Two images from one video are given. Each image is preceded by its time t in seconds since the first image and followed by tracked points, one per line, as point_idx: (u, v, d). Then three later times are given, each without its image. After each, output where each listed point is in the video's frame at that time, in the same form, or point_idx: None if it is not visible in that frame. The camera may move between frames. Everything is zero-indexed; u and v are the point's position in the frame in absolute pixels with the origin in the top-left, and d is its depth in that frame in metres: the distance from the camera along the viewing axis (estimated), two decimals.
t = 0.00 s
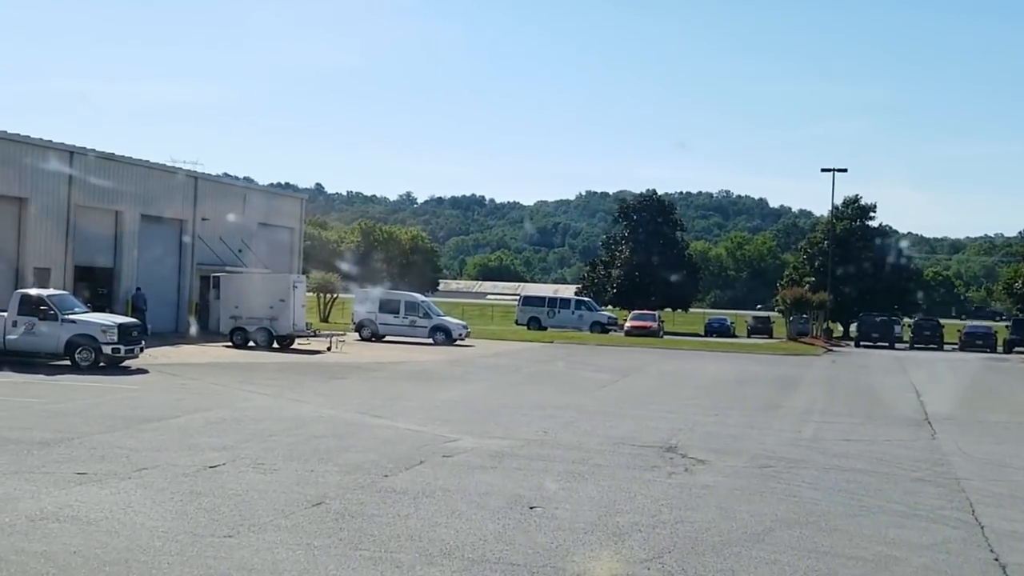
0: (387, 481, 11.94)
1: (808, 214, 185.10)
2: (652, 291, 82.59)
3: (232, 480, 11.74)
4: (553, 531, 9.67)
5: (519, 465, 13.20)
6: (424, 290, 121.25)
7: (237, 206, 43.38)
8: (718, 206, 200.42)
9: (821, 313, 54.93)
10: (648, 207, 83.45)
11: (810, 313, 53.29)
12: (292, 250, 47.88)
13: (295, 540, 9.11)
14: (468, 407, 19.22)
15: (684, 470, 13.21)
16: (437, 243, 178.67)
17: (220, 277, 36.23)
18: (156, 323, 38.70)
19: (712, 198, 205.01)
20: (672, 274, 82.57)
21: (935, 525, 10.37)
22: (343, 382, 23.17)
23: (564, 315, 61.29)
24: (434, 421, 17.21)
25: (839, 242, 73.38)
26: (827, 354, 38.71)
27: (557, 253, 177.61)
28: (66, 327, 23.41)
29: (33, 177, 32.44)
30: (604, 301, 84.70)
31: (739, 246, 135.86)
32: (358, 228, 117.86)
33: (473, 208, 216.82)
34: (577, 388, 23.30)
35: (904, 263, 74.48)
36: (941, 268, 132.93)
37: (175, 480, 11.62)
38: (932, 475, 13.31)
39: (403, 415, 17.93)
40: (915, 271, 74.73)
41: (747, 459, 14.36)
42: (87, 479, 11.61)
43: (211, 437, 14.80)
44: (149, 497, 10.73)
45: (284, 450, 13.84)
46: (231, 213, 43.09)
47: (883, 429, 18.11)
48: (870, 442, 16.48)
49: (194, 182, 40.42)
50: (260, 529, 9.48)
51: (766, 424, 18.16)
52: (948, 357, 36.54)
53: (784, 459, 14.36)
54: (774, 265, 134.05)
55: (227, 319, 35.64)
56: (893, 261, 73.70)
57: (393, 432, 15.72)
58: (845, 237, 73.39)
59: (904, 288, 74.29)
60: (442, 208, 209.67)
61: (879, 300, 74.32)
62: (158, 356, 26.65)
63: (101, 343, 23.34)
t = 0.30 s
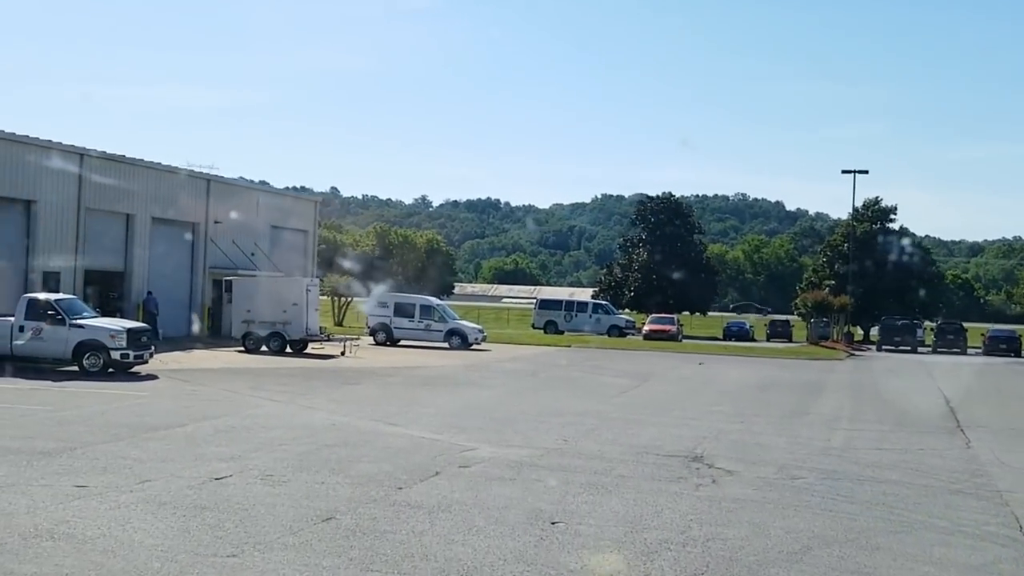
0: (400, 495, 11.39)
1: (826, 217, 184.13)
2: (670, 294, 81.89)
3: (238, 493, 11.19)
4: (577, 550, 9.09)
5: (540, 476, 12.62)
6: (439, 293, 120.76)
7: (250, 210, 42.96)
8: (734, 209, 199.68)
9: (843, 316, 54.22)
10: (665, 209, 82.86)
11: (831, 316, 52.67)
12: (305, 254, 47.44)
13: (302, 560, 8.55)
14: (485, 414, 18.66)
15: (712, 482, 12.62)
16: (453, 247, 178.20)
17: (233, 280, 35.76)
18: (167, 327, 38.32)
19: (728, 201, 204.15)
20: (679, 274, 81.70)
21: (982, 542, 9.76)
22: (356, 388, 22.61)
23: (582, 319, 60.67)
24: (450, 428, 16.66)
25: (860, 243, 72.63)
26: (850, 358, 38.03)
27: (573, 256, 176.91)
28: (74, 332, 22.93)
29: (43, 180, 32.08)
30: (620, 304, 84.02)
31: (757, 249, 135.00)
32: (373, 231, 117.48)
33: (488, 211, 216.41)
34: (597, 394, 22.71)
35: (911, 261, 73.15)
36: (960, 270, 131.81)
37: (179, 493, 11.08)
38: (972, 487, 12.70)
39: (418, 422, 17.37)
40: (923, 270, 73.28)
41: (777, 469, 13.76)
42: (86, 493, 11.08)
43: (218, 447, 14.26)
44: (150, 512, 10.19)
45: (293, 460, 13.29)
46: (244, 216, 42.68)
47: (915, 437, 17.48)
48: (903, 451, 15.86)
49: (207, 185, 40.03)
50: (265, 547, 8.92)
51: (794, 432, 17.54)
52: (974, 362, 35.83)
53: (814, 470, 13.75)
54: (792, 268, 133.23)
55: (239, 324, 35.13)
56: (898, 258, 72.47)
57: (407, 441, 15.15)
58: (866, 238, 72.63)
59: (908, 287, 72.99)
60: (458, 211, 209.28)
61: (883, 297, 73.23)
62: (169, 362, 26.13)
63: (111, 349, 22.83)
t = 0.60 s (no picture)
0: (414, 508, 10.81)
1: (843, 222, 183.45)
2: (687, 298, 81.22)
3: (244, 506, 10.65)
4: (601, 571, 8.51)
5: (560, 490, 12.06)
6: (454, 297, 120.27)
7: (263, 212, 42.50)
8: (749, 214, 199.11)
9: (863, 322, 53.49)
10: (683, 213, 82.19)
11: (850, 323, 52.02)
12: (318, 256, 46.96)
13: None
14: (501, 421, 18.10)
15: (740, 496, 12.05)
16: (467, 250, 177.79)
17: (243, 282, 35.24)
18: (177, 330, 37.88)
19: (743, 205, 203.54)
20: (690, 280, 80.97)
21: None
22: (369, 393, 22.06)
23: (598, 324, 60.06)
24: (465, 436, 16.09)
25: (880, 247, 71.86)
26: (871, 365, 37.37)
27: (587, 260, 176.39)
28: (82, 334, 22.46)
29: (51, 180, 31.67)
30: (636, 308, 83.40)
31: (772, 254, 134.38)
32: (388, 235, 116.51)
33: (502, 215, 216.15)
34: (616, 401, 22.12)
35: (912, 262, 72.30)
36: (978, 276, 130.94)
37: (181, 505, 10.53)
38: (1013, 503, 12.10)
39: (432, 430, 16.81)
40: (926, 271, 72.34)
41: (807, 483, 13.19)
42: (86, 505, 10.55)
43: (224, 455, 13.72)
44: (149, 526, 9.64)
45: (303, 470, 12.75)
46: (257, 218, 42.20)
47: (947, 449, 16.86)
48: (935, 463, 15.25)
49: (220, 186, 39.61)
50: (270, 567, 8.36)
51: (821, 443, 16.93)
52: (998, 369, 35.16)
53: (846, 484, 13.14)
54: (809, 273, 132.71)
55: (251, 327, 34.58)
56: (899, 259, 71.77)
57: (421, 451, 14.59)
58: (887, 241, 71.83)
59: (908, 288, 72.23)
60: (472, 215, 209.05)
61: (885, 299, 72.58)
62: (178, 365, 25.62)
63: (118, 352, 22.34)
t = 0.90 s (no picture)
0: (426, 523, 10.28)
1: (857, 224, 182.99)
2: (703, 301, 80.58)
3: (249, 521, 10.13)
4: None
5: (581, 503, 11.52)
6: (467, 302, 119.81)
7: (274, 216, 42.13)
8: (763, 217, 198.71)
9: (882, 324, 52.80)
10: (700, 215, 81.56)
11: (869, 325, 51.42)
12: (330, 262, 46.57)
13: None
14: (517, 429, 17.57)
15: (769, 509, 11.50)
16: (481, 254, 177.48)
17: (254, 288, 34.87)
18: (188, 336, 37.51)
19: (757, 208, 203.16)
20: (702, 284, 80.45)
21: None
22: (382, 401, 21.55)
23: (613, 327, 59.53)
24: (481, 446, 15.58)
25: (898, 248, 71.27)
26: (892, 368, 36.75)
27: (601, 263, 175.98)
28: (88, 340, 22.00)
29: (57, 183, 31.36)
30: (652, 312, 82.78)
31: (787, 257, 133.93)
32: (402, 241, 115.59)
33: (515, 219, 216.07)
34: (634, 407, 21.59)
35: (915, 262, 71.67)
36: (995, 278, 130.25)
37: (182, 522, 10.03)
38: None
39: (446, 438, 16.29)
40: (930, 272, 71.62)
41: (837, 494, 12.63)
42: (84, 521, 10.05)
43: (231, 467, 13.22)
44: (146, 545, 9.13)
45: (311, 482, 12.23)
46: (268, 222, 41.82)
47: (979, 456, 16.27)
48: (970, 472, 14.65)
49: (230, 191, 39.28)
50: None
51: (849, 451, 16.36)
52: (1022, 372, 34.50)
53: (878, 496, 12.58)
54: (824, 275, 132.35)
55: (262, 332, 34.23)
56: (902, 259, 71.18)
57: (435, 461, 14.07)
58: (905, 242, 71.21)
59: (909, 288, 71.63)
60: (485, 219, 208.85)
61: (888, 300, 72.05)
62: (187, 372, 25.15)
63: (125, 359, 21.89)
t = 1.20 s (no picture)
0: (437, 539, 9.74)
1: (871, 226, 182.41)
2: (717, 305, 79.96)
3: (250, 537, 9.60)
4: None
5: (600, 515, 10.97)
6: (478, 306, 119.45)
7: (284, 219, 41.74)
8: (775, 220, 198.07)
9: (898, 327, 52.15)
10: (713, 218, 80.85)
11: (885, 329, 50.79)
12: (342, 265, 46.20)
13: None
14: (531, 436, 17.02)
15: (797, 522, 10.95)
16: (492, 258, 177.13)
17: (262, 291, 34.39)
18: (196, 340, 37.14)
19: (769, 211, 202.60)
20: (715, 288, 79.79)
21: None
22: (392, 407, 21.03)
23: (627, 331, 58.90)
24: (494, 454, 15.05)
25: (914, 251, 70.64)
26: (911, 373, 36.14)
27: (612, 267, 175.45)
28: (92, 345, 21.53)
29: (63, 185, 31.00)
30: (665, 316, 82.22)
31: (801, 260, 133.35)
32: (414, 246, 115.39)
33: (526, 222, 215.75)
34: (651, 413, 21.02)
35: (927, 265, 70.99)
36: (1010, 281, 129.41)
37: (180, 537, 9.51)
38: None
39: (458, 445, 15.75)
40: (934, 273, 70.99)
41: (866, 505, 12.07)
42: (76, 537, 9.53)
43: (234, 477, 12.71)
44: (139, 563, 8.60)
45: (316, 493, 11.70)
46: (278, 225, 41.44)
47: (1011, 465, 15.69)
48: (1003, 482, 14.06)
49: (238, 193, 38.91)
50: None
51: (874, 459, 15.79)
52: None
53: (910, 507, 12.02)
54: (837, 279, 131.83)
55: (270, 336, 33.74)
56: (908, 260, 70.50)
57: (447, 470, 13.53)
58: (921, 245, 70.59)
59: (921, 291, 70.99)
60: (496, 222, 208.58)
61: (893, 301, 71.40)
62: (194, 377, 24.64)
63: (129, 363, 21.39)
